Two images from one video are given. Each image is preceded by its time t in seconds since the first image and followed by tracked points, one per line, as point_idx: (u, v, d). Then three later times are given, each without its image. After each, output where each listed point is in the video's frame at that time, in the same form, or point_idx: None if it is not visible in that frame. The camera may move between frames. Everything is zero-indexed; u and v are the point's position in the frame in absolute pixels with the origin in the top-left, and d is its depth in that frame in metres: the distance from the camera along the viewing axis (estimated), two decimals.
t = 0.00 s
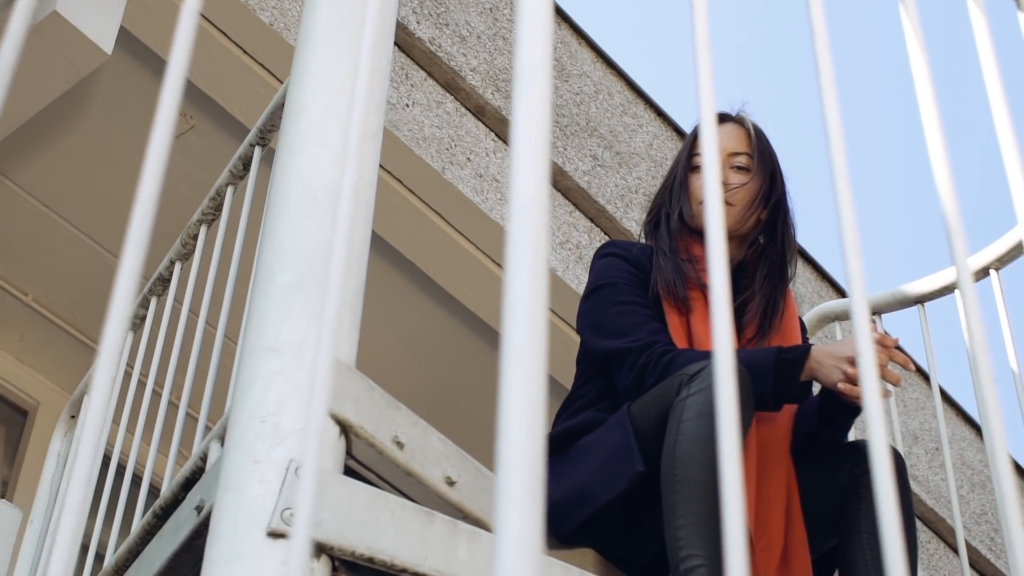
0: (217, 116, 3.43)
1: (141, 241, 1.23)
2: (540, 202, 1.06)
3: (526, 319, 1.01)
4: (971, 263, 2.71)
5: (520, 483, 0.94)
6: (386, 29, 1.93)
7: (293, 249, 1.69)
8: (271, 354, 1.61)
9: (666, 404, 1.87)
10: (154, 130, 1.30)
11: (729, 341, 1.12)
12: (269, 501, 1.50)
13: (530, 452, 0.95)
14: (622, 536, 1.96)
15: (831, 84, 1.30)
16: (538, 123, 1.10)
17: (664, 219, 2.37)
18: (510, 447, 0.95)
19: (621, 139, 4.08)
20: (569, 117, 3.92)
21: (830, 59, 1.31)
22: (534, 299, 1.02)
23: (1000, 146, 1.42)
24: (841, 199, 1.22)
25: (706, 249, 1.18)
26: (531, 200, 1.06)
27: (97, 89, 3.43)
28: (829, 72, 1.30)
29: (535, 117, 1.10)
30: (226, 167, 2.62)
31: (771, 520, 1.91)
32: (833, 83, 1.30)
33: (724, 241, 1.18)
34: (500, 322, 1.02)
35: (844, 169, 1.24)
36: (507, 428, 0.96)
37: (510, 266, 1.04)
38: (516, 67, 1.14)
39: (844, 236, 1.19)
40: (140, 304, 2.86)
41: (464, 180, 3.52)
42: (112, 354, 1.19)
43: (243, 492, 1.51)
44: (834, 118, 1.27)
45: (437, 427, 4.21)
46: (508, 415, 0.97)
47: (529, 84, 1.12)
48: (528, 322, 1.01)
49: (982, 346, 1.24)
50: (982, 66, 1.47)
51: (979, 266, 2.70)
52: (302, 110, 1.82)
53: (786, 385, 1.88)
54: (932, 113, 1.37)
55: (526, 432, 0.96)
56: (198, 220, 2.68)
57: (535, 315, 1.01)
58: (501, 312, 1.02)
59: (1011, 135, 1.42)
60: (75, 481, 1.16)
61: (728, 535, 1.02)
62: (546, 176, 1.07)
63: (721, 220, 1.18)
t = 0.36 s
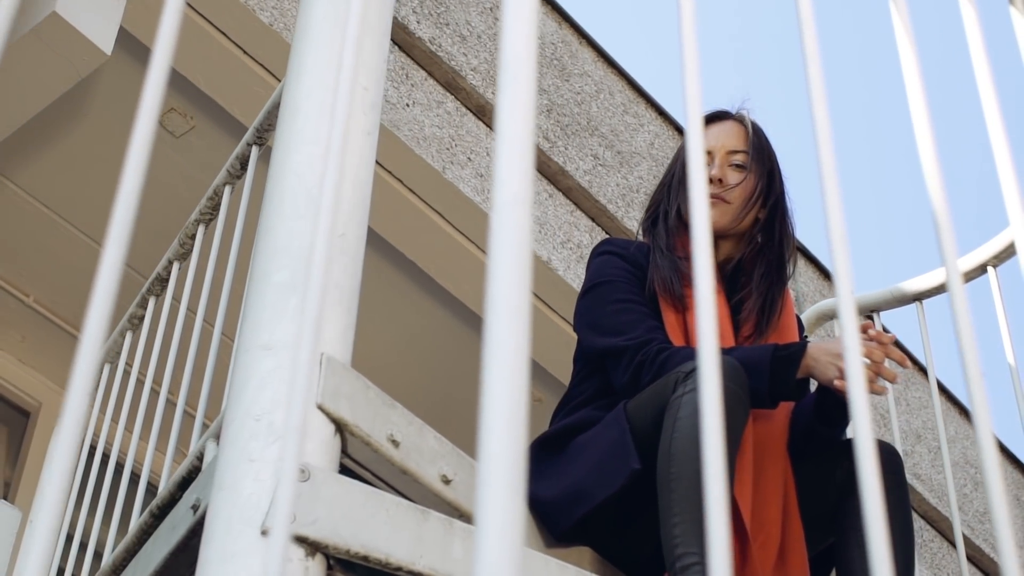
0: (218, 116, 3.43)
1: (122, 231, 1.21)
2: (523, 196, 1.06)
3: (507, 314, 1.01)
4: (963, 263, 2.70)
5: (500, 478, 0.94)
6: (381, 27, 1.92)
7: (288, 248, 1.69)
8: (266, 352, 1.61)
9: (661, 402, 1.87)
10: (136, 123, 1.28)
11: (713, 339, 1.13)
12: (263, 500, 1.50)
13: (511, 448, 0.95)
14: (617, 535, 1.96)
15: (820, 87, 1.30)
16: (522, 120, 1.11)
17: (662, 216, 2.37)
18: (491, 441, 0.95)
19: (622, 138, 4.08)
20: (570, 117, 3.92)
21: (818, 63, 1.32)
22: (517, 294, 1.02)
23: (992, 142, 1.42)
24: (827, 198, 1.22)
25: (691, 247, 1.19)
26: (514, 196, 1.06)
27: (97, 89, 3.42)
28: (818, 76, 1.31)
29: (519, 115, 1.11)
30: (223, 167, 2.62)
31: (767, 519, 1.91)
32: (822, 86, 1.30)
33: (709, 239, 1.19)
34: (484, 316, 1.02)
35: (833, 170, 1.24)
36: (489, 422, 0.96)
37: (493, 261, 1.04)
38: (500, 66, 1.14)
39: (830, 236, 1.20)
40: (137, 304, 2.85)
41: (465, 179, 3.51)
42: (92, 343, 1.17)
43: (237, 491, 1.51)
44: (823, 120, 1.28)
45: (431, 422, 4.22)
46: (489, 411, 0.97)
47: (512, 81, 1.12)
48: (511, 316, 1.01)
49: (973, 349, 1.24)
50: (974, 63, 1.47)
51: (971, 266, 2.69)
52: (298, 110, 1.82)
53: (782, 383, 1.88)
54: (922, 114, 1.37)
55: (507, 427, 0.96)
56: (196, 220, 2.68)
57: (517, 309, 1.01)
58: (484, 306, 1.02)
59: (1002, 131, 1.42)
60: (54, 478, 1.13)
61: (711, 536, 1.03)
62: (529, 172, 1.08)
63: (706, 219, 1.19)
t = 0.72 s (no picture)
0: (219, 116, 3.43)
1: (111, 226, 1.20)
2: (508, 188, 1.06)
3: (492, 309, 1.00)
4: (954, 264, 2.69)
5: (483, 472, 0.94)
6: (379, 24, 1.92)
7: (286, 246, 1.68)
8: (263, 351, 1.60)
9: (659, 399, 1.87)
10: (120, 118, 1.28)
11: (700, 334, 1.14)
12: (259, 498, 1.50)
13: (494, 445, 0.95)
14: (614, 533, 1.95)
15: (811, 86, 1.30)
16: (509, 115, 1.11)
17: (662, 213, 2.37)
18: (474, 435, 0.95)
19: (624, 137, 4.07)
20: (572, 116, 3.91)
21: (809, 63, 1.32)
22: (503, 289, 1.01)
23: (984, 136, 1.42)
24: (816, 195, 1.22)
25: (678, 244, 1.19)
26: (500, 189, 1.06)
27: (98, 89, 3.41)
28: (809, 75, 1.31)
29: (505, 110, 1.11)
30: (222, 166, 2.62)
31: (767, 517, 1.91)
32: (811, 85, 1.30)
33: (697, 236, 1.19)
34: (469, 309, 1.01)
35: (824, 168, 1.24)
36: (472, 419, 0.96)
37: (478, 254, 1.04)
38: (486, 60, 1.14)
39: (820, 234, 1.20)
40: (137, 305, 2.84)
41: (466, 179, 3.50)
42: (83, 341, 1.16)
43: (234, 490, 1.51)
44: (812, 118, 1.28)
45: (424, 416, 4.22)
46: (472, 406, 0.97)
47: (499, 77, 1.13)
48: (496, 310, 1.00)
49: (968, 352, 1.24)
50: (966, 56, 1.47)
51: (964, 267, 2.68)
52: (295, 108, 1.82)
53: (779, 381, 1.88)
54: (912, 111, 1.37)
55: (491, 422, 0.96)
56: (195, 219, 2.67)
57: (502, 305, 1.00)
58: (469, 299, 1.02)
59: (995, 125, 1.42)
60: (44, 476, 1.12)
61: (696, 537, 1.03)
62: (515, 165, 1.08)
63: (693, 215, 1.19)
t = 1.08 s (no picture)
0: (221, 116, 3.43)
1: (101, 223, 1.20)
2: (495, 181, 1.06)
3: (477, 299, 1.00)
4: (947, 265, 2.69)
5: (468, 462, 0.94)
6: (377, 23, 1.92)
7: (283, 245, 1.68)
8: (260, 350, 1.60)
9: (656, 397, 1.87)
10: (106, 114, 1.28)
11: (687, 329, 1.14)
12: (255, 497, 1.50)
13: (480, 442, 0.94)
14: (612, 533, 1.95)
15: (803, 85, 1.30)
16: (497, 109, 1.11)
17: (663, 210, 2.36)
18: (460, 426, 0.95)
19: (627, 136, 4.06)
20: (574, 115, 3.91)
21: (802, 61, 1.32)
22: (490, 285, 1.01)
23: (978, 131, 1.42)
24: (808, 196, 1.22)
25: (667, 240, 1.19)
26: (488, 181, 1.06)
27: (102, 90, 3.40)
28: (800, 72, 1.31)
29: (493, 104, 1.11)
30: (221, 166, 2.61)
31: (767, 513, 1.90)
32: (802, 85, 1.30)
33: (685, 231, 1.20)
34: (456, 300, 1.01)
35: (816, 169, 1.24)
36: (457, 414, 0.96)
37: (465, 250, 1.03)
38: (475, 58, 1.14)
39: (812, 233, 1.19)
40: (138, 304, 2.84)
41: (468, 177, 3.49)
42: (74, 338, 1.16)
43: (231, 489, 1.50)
44: (803, 116, 1.27)
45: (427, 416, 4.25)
46: (456, 397, 0.96)
47: (487, 72, 1.13)
48: (481, 301, 1.00)
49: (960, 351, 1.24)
50: (959, 49, 1.47)
51: (957, 267, 2.67)
52: (293, 107, 1.81)
53: (778, 377, 1.87)
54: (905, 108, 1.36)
55: (475, 412, 0.96)
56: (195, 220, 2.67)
57: (489, 300, 1.00)
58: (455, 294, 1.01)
59: (988, 120, 1.41)
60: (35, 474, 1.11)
61: (683, 538, 1.03)
62: (502, 158, 1.07)
63: (682, 211, 1.20)
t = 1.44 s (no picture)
0: (223, 116, 3.42)
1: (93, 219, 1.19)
2: (483, 178, 1.06)
3: (465, 295, 0.99)
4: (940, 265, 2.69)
5: (454, 458, 0.93)
6: (376, 22, 1.91)
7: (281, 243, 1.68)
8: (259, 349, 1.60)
9: (654, 396, 1.86)
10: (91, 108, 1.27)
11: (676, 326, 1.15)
12: (253, 495, 1.49)
13: (467, 438, 0.94)
14: (612, 531, 1.95)
15: (796, 83, 1.30)
16: (486, 106, 1.10)
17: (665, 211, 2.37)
18: (446, 423, 0.94)
19: (630, 134, 4.06)
20: (577, 114, 3.90)
21: (795, 59, 1.32)
22: (478, 281, 1.01)
23: (973, 126, 1.42)
24: (799, 197, 1.21)
25: (656, 237, 1.20)
26: (476, 177, 1.06)
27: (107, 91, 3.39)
28: (793, 70, 1.31)
29: (480, 100, 1.10)
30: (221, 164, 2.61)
31: (765, 511, 1.90)
32: (795, 82, 1.30)
33: (674, 229, 1.20)
34: (442, 296, 1.00)
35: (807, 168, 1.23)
36: (443, 411, 0.95)
37: (452, 245, 1.03)
38: (463, 54, 1.14)
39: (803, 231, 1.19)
40: (139, 304, 2.83)
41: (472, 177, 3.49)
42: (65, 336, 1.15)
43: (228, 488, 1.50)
44: (796, 113, 1.27)
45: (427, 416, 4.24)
46: (443, 393, 0.96)
47: (475, 69, 1.12)
48: (467, 298, 0.99)
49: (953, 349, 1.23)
50: (953, 42, 1.46)
51: (949, 268, 2.68)
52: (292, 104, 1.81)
53: (778, 374, 1.86)
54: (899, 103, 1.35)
55: (461, 409, 0.95)
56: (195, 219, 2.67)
57: (475, 293, 0.99)
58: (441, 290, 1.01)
59: (983, 115, 1.41)
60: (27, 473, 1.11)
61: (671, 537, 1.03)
62: (490, 155, 1.07)
63: (672, 209, 1.20)
